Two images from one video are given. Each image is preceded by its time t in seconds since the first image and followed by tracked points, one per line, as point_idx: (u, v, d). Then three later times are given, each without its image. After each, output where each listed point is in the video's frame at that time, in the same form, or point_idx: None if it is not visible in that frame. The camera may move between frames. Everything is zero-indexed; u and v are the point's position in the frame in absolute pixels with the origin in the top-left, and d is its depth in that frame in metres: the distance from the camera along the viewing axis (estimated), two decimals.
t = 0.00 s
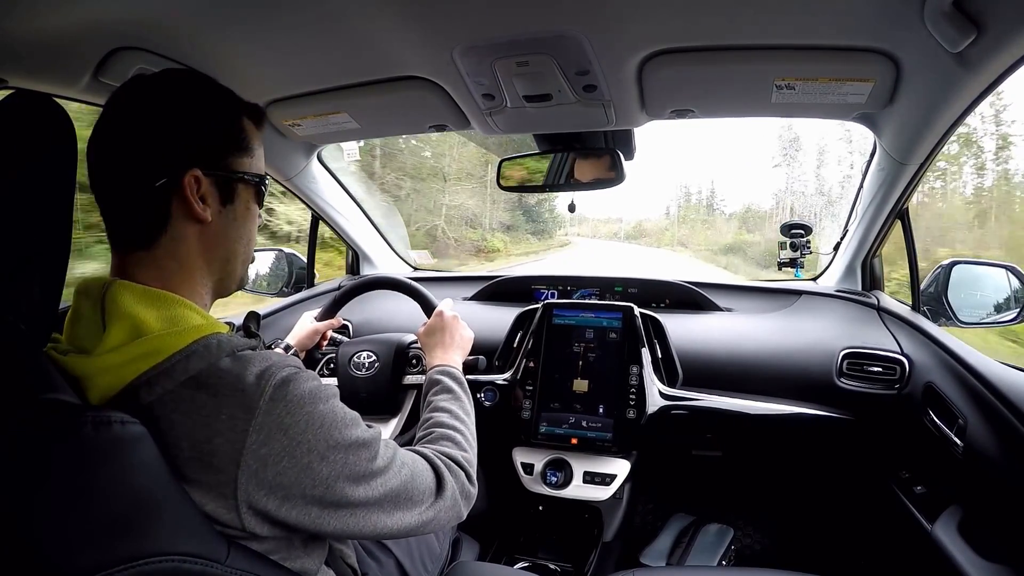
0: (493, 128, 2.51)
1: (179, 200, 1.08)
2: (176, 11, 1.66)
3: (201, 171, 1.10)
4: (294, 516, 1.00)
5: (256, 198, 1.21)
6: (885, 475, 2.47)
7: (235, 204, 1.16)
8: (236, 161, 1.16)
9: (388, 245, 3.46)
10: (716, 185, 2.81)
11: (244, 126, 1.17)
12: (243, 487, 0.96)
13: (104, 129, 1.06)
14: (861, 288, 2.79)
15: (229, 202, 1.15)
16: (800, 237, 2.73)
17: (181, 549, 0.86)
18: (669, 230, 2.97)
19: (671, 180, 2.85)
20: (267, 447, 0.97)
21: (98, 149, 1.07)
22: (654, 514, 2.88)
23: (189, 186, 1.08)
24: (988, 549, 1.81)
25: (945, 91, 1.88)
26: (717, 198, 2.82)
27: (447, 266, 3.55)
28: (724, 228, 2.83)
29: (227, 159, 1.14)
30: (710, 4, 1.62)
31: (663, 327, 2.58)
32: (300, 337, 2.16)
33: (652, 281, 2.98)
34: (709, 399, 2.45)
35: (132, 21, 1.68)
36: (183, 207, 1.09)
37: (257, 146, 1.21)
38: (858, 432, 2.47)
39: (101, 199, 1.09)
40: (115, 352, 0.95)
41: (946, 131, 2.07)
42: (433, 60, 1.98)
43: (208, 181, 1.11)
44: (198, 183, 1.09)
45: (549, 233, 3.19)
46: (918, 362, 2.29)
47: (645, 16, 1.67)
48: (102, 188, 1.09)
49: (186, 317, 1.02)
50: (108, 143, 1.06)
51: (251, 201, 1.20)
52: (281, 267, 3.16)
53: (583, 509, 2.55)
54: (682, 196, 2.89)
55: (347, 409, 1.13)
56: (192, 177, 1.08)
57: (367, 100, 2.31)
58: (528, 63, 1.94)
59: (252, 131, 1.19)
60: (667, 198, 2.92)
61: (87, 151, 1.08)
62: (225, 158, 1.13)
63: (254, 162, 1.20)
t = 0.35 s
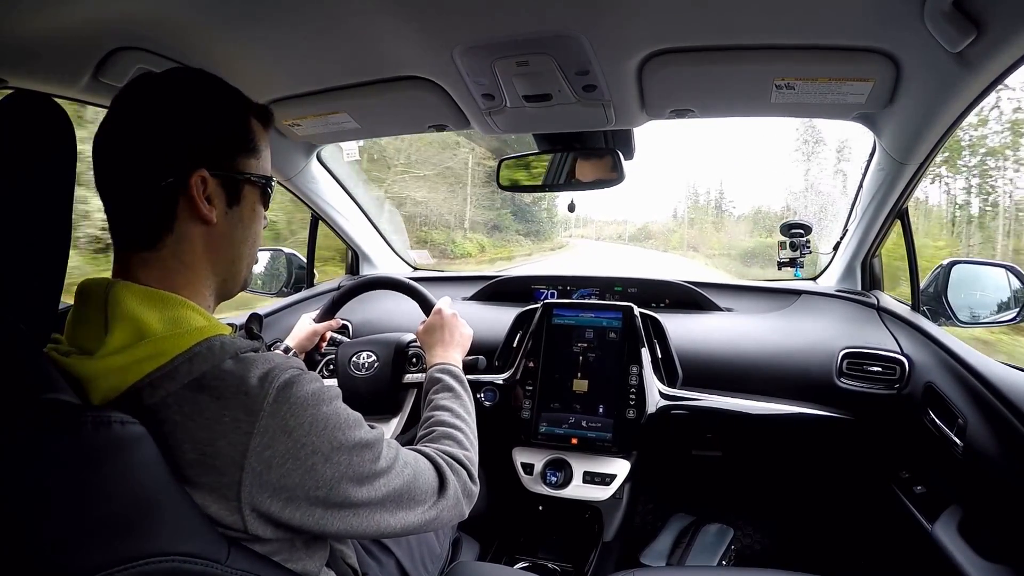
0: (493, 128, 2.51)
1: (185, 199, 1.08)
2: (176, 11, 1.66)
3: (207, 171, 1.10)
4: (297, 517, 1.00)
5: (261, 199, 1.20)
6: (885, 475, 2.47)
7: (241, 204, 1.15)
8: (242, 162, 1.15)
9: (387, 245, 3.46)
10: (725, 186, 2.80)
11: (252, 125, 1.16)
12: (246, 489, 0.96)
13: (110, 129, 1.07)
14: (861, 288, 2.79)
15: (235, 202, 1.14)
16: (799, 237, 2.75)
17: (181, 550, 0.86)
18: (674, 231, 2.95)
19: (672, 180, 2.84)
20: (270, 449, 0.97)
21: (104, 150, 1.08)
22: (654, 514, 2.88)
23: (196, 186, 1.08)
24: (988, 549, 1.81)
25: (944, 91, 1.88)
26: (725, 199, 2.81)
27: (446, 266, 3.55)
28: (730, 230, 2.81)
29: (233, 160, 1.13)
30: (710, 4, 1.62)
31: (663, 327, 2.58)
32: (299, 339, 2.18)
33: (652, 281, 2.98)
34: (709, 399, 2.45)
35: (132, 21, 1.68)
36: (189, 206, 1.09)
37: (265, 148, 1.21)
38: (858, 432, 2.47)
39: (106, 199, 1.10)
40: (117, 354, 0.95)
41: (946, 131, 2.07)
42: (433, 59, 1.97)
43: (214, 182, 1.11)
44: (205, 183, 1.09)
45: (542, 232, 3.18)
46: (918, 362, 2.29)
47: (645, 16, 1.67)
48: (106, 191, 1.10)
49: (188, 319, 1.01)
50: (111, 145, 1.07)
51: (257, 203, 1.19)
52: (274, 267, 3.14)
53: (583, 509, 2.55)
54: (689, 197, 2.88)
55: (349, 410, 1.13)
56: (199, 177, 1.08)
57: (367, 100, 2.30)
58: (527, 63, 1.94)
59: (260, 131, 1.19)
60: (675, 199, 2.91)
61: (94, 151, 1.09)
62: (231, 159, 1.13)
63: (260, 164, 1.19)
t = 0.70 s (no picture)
0: (493, 128, 2.51)
1: (189, 197, 1.09)
2: (177, 11, 1.66)
3: (212, 170, 1.10)
4: (300, 515, 1.00)
5: (258, 195, 1.21)
6: (885, 475, 2.47)
7: (241, 203, 1.16)
8: (239, 159, 1.15)
9: (388, 245, 3.46)
10: (736, 182, 2.72)
11: (248, 125, 1.17)
12: (249, 487, 0.96)
13: (109, 129, 1.07)
14: (861, 288, 2.79)
15: (236, 201, 1.15)
16: (799, 237, 2.75)
17: (181, 550, 0.86)
18: (685, 229, 2.89)
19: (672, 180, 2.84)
20: (273, 447, 0.97)
21: (103, 149, 1.07)
22: (654, 514, 2.88)
23: (199, 184, 1.08)
24: (988, 550, 1.81)
25: (944, 91, 1.87)
26: (736, 197, 2.73)
27: (447, 266, 3.55)
28: (732, 230, 2.79)
29: (233, 159, 1.14)
30: (710, 5, 1.62)
31: (663, 328, 2.59)
32: (299, 341, 2.17)
33: (652, 281, 2.99)
34: (708, 399, 2.46)
35: (132, 22, 1.68)
36: (193, 204, 1.09)
37: (260, 146, 1.21)
38: (858, 432, 2.47)
39: (105, 199, 1.10)
40: (120, 354, 0.95)
41: (946, 131, 2.07)
42: (433, 60, 1.98)
43: (217, 181, 1.11)
44: (208, 182, 1.10)
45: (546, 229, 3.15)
46: (918, 362, 2.29)
47: (645, 16, 1.67)
48: (104, 190, 1.09)
49: (191, 319, 1.02)
50: (111, 145, 1.07)
51: (255, 199, 1.20)
52: (274, 271, 3.16)
53: (583, 509, 2.54)
54: (700, 194, 2.80)
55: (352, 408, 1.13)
56: (203, 175, 1.09)
57: (367, 100, 2.31)
58: (527, 63, 1.94)
59: (255, 129, 1.19)
60: (686, 196, 2.83)
61: (93, 151, 1.09)
62: (231, 158, 1.14)
63: (256, 161, 1.20)
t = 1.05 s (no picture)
0: (494, 128, 2.51)
1: (191, 198, 1.09)
2: (177, 12, 1.66)
3: (214, 170, 1.10)
4: (299, 521, 1.00)
5: (264, 199, 1.20)
6: (885, 475, 2.47)
7: (245, 205, 1.16)
8: (245, 161, 1.15)
9: (388, 245, 3.46)
10: (749, 181, 2.69)
11: (256, 126, 1.17)
12: (249, 491, 0.96)
13: (112, 130, 1.07)
14: (861, 288, 2.79)
15: (240, 203, 1.15)
16: (799, 237, 2.75)
17: (182, 550, 0.86)
18: (700, 229, 2.82)
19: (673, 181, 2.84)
20: (274, 453, 0.97)
21: (106, 150, 1.08)
22: (655, 514, 2.88)
23: (202, 185, 1.08)
24: (988, 550, 1.81)
25: (945, 91, 1.87)
26: (750, 197, 2.72)
27: (447, 267, 3.55)
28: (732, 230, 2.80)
29: (239, 161, 1.14)
30: (710, 5, 1.62)
31: (663, 328, 2.70)
32: (299, 338, 2.19)
33: (653, 281, 3.00)
34: (709, 400, 2.49)
35: (133, 22, 1.68)
36: (195, 206, 1.09)
37: (266, 148, 1.21)
38: (859, 433, 2.47)
39: (109, 199, 1.10)
40: (123, 355, 0.95)
41: (946, 131, 2.07)
42: (433, 60, 1.98)
43: (221, 182, 1.11)
44: (212, 182, 1.10)
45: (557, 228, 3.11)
46: (918, 362, 2.29)
47: (645, 16, 1.67)
48: (109, 192, 1.10)
49: (195, 320, 1.02)
50: (114, 146, 1.07)
51: (260, 202, 1.19)
52: (275, 267, 3.18)
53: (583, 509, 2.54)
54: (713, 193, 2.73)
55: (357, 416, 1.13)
56: (206, 177, 1.08)
57: (367, 100, 2.31)
58: (528, 63, 1.94)
59: (262, 131, 1.19)
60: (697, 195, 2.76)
61: (96, 151, 1.09)
62: (234, 159, 1.13)
63: (263, 163, 1.20)
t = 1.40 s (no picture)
0: (493, 128, 2.51)
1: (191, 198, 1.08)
2: (176, 12, 1.66)
3: (218, 171, 1.10)
4: (297, 521, 1.00)
5: (263, 199, 1.20)
6: (885, 475, 2.47)
7: (245, 205, 1.15)
8: (245, 161, 1.15)
9: (388, 245, 3.46)
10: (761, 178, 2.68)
11: (256, 128, 1.17)
12: (248, 490, 0.96)
13: (112, 129, 1.07)
14: (861, 288, 2.79)
15: (240, 202, 1.15)
16: (800, 237, 2.74)
17: (183, 550, 0.85)
18: (714, 227, 2.86)
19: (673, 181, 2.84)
20: (273, 452, 0.97)
21: (106, 149, 1.08)
22: (654, 514, 2.89)
23: (204, 185, 1.08)
24: (988, 549, 1.81)
25: (945, 91, 1.87)
26: (761, 192, 2.71)
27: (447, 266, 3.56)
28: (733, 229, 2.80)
29: (239, 160, 1.14)
30: (710, 4, 1.62)
31: (663, 328, 2.70)
32: (299, 336, 2.18)
33: (652, 281, 2.99)
34: (707, 400, 2.49)
35: (132, 22, 1.68)
36: (198, 205, 1.09)
37: (266, 148, 1.21)
38: (858, 433, 2.47)
39: (109, 199, 1.10)
40: (123, 354, 0.95)
41: (947, 131, 2.07)
42: (433, 60, 1.97)
43: (223, 181, 1.11)
44: (213, 183, 1.10)
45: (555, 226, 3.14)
46: (918, 362, 2.29)
47: (645, 16, 1.67)
48: (109, 191, 1.10)
49: (195, 320, 1.02)
50: (115, 145, 1.07)
51: (259, 202, 1.19)
52: (269, 270, 3.14)
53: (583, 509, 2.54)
54: (722, 189, 2.75)
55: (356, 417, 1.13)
56: (209, 176, 1.09)
57: (367, 100, 2.31)
58: (528, 63, 1.93)
59: (261, 131, 1.19)
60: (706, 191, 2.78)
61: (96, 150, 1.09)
62: (234, 158, 1.13)
63: (262, 164, 1.20)
